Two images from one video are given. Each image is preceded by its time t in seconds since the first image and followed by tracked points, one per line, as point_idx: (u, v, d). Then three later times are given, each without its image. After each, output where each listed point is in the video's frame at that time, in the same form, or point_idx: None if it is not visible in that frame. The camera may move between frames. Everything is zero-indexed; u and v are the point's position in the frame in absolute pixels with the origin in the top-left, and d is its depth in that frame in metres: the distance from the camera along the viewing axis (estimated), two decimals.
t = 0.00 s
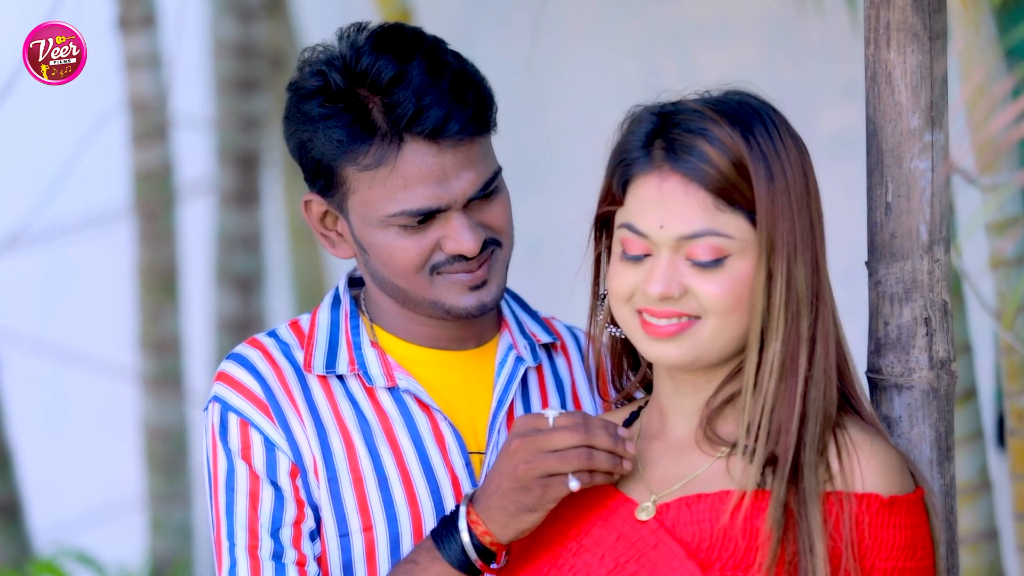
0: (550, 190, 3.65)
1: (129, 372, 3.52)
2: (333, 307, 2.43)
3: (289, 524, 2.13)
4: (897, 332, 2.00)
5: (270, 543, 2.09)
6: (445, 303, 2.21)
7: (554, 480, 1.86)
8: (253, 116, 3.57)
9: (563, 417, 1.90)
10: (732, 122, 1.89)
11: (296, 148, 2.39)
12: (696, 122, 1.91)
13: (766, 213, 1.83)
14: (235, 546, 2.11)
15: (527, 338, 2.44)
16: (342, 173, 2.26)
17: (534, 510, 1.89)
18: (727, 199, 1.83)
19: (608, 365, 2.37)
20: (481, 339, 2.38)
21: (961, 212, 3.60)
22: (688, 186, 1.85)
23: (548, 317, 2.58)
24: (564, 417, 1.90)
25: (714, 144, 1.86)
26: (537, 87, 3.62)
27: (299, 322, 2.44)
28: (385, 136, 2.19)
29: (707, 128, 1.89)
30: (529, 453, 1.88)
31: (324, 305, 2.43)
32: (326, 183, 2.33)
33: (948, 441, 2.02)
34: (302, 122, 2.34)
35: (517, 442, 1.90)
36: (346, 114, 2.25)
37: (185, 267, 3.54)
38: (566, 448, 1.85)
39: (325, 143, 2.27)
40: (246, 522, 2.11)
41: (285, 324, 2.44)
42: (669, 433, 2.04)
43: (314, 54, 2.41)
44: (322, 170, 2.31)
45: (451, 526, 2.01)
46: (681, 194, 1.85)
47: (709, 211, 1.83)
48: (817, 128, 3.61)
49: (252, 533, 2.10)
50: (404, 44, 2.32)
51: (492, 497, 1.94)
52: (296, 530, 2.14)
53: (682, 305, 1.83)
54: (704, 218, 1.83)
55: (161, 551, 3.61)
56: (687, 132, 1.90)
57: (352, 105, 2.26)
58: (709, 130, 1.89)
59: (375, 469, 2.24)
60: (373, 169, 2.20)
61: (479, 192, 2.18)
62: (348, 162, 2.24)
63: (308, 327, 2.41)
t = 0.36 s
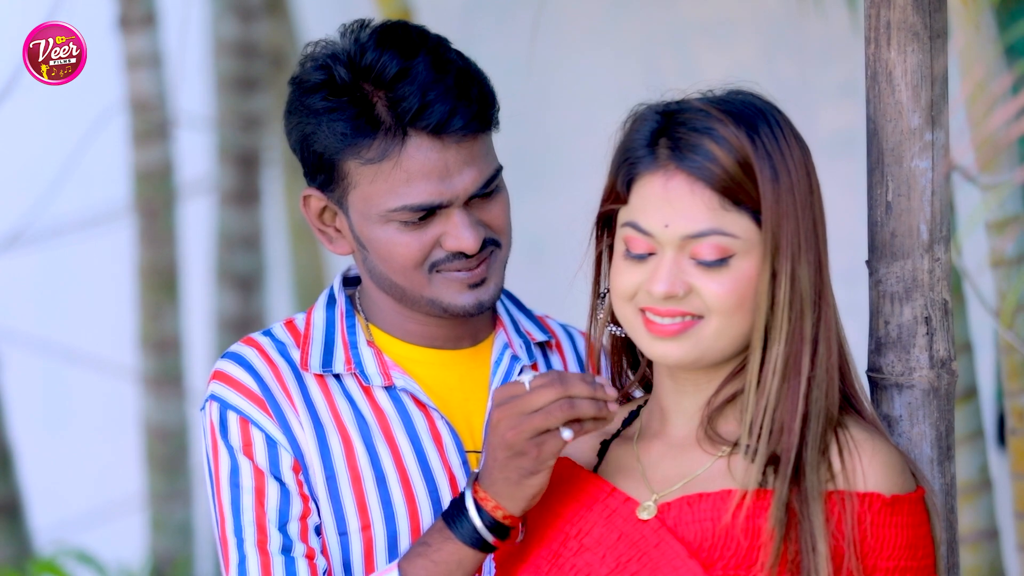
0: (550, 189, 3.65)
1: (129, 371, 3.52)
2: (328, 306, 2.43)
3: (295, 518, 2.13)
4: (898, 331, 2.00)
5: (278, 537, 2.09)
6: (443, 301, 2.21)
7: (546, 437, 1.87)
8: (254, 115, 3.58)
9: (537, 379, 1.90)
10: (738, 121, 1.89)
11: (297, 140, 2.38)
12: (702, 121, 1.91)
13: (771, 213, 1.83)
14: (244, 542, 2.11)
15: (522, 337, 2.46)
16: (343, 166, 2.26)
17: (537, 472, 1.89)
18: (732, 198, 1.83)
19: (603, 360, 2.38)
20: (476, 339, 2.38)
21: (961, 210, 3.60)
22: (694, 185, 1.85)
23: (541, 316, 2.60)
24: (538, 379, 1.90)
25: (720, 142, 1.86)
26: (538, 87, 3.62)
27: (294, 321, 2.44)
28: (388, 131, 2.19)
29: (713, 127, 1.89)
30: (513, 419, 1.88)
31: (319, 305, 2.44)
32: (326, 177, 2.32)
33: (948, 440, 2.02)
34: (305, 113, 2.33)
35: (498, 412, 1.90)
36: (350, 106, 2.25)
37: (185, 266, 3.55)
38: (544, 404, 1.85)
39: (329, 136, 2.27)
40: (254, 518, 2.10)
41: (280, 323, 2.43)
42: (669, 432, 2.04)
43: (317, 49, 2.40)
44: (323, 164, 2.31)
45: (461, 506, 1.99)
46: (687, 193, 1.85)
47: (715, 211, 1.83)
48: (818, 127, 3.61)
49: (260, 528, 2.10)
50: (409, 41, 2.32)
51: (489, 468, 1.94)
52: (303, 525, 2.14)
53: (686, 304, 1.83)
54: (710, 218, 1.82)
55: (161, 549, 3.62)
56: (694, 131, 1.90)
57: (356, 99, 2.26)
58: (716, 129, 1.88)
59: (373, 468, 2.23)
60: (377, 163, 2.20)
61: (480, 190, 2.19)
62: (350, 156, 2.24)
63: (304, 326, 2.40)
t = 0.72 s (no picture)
0: (551, 188, 3.65)
1: (130, 370, 3.52)
2: (323, 305, 2.42)
3: (304, 509, 2.13)
4: (898, 330, 2.00)
5: (290, 526, 2.08)
6: (437, 297, 2.21)
7: (546, 395, 1.92)
8: (255, 114, 3.58)
9: (527, 342, 1.97)
10: (742, 120, 1.89)
11: (294, 132, 2.37)
12: (706, 120, 1.91)
13: (775, 213, 1.83)
14: (255, 533, 2.09)
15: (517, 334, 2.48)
16: (342, 158, 2.26)
17: (542, 432, 1.93)
18: (736, 198, 1.83)
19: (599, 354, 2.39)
20: (470, 336, 2.39)
21: (961, 208, 3.60)
22: (699, 185, 1.85)
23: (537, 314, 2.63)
24: (528, 341, 1.97)
25: (724, 142, 1.86)
26: (539, 86, 3.62)
27: (289, 320, 2.43)
28: (389, 124, 2.19)
29: (717, 127, 1.89)
30: (509, 381, 1.94)
31: (314, 304, 2.43)
32: (324, 171, 2.32)
33: (948, 439, 2.02)
34: (304, 105, 2.32)
35: (493, 378, 1.96)
36: (350, 98, 2.24)
37: (186, 265, 3.55)
38: (538, 360, 1.92)
39: (328, 128, 2.26)
40: (264, 508, 2.09)
41: (275, 323, 2.42)
42: (668, 431, 2.04)
43: (317, 44, 2.40)
44: (321, 157, 2.30)
45: (474, 482, 2.00)
46: (691, 193, 1.85)
47: (719, 211, 1.83)
48: (818, 127, 3.61)
49: (271, 518, 2.09)
50: (409, 38, 2.32)
51: (496, 437, 1.97)
52: (311, 515, 2.14)
53: (689, 304, 1.82)
54: (714, 218, 1.82)
55: (162, 548, 3.62)
56: (698, 130, 1.90)
57: (356, 91, 2.25)
58: (720, 129, 1.88)
59: (372, 465, 2.23)
60: (377, 156, 2.20)
61: (478, 186, 2.19)
62: (349, 149, 2.23)
63: (299, 325, 2.40)
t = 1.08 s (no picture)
0: (552, 187, 3.65)
1: (130, 369, 3.52)
2: (319, 304, 2.42)
3: (312, 498, 2.12)
4: (898, 330, 2.00)
5: (300, 515, 2.07)
6: (428, 292, 2.21)
7: (547, 362, 1.98)
8: (255, 114, 3.57)
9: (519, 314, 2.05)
10: (741, 120, 1.89)
11: (286, 125, 2.37)
12: (705, 121, 1.90)
13: (776, 214, 1.83)
14: (266, 523, 2.06)
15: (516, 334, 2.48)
16: (333, 150, 2.25)
17: (547, 398, 1.97)
18: (737, 199, 1.83)
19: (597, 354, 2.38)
20: (466, 334, 2.40)
21: (962, 207, 3.60)
22: (700, 186, 1.84)
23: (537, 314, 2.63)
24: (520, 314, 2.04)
25: (723, 142, 1.86)
26: (540, 85, 3.61)
27: (286, 320, 2.43)
28: (381, 117, 2.18)
29: (717, 128, 1.89)
30: (509, 352, 2.00)
31: (310, 303, 2.43)
32: (316, 166, 2.31)
33: (948, 438, 2.02)
34: (297, 98, 2.31)
35: (495, 351, 2.02)
36: (342, 91, 2.24)
37: (186, 264, 3.55)
38: (533, 327, 1.99)
39: (320, 121, 2.25)
40: (272, 498, 2.08)
41: (271, 322, 2.42)
42: (668, 430, 2.04)
43: (310, 40, 2.40)
44: (313, 151, 2.30)
45: (487, 459, 2.01)
46: (692, 194, 1.84)
47: (720, 212, 1.83)
48: (818, 127, 3.61)
49: (281, 506, 2.07)
50: (402, 34, 2.32)
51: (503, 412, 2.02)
52: (319, 505, 2.13)
53: (691, 306, 1.83)
54: (715, 220, 1.82)
55: (162, 547, 3.62)
56: (698, 132, 1.90)
57: (348, 84, 2.25)
58: (719, 130, 1.88)
59: (372, 461, 2.23)
60: (368, 148, 2.19)
61: (469, 180, 2.19)
62: (340, 142, 2.23)
63: (296, 324, 2.40)
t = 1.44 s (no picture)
0: (552, 187, 3.65)
1: (131, 369, 3.52)
2: (319, 303, 2.42)
3: (315, 492, 2.12)
4: (899, 330, 2.00)
5: (304, 508, 2.06)
6: (424, 289, 2.21)
7: (562, 354, 1.99)
8: (255, 114, 3.57)
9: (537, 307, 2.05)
10: (740, 119, 1.88)
11: (277, 124, 2.37)
12: (704, 121, 1.90)
13: (776, 213, 1.83)
14: (270, 516, 2.06)
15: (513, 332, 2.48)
16: (325, 147, 2.25)
17: (558, 391, 1.98)
18: (737, 199, 1.83)
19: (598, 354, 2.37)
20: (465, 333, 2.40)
21: (962, 205, 3.60)
22: (700, 186, 1.84)
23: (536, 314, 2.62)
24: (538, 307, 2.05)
25: (722, 142, 1.86)
26: (541, 85, 3.61)
27: (286, 318, 2.43)
28: (371, 112, 2.18)
29: (717, 128, 1.88)
30: (524, 342, 2.01)
31: (310, 301, 2.43)
32: (309, 164, 2.31)
33: (949, 437, 2.02)
34: (287, 97, 2.31)
35: (509, 340, 2.03)
36: (331, 87, 2.24)
37: (187, 264, 3.55)
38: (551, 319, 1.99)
39: (311, 117, 2.25)
40: (276, 492, 2.08)
41: (271, 320, 2.42)
42: (668, 430, 2.04)
43: (300, 38, 2.39)
44: (305, 149, 2.29)
45: (494, 450, 2.01)
46: (693, 194, 1.84)
47: (721, 211, 1.83)
48: (819, 126, 3.61)
49: (285, 500, 2.07)
50: (391, 30, 2.32)
51: (515, 402, 2.02)
52: (322, 499, 2.13)
53: (692, 305, 1.83)
54: (716, 219, 1.82)
55: (162, 547, 3.62)
56: (697, 132, 1.90)
57: (338, 80, 2.25)
58: (719, 130, 1.88)
59: (372, 458, 2.23)
60: (358, 143, 2.19)
61: (463, 173, 2.19)
62: (331, 138, 2.23)
63: (296, 322, 2.40)
